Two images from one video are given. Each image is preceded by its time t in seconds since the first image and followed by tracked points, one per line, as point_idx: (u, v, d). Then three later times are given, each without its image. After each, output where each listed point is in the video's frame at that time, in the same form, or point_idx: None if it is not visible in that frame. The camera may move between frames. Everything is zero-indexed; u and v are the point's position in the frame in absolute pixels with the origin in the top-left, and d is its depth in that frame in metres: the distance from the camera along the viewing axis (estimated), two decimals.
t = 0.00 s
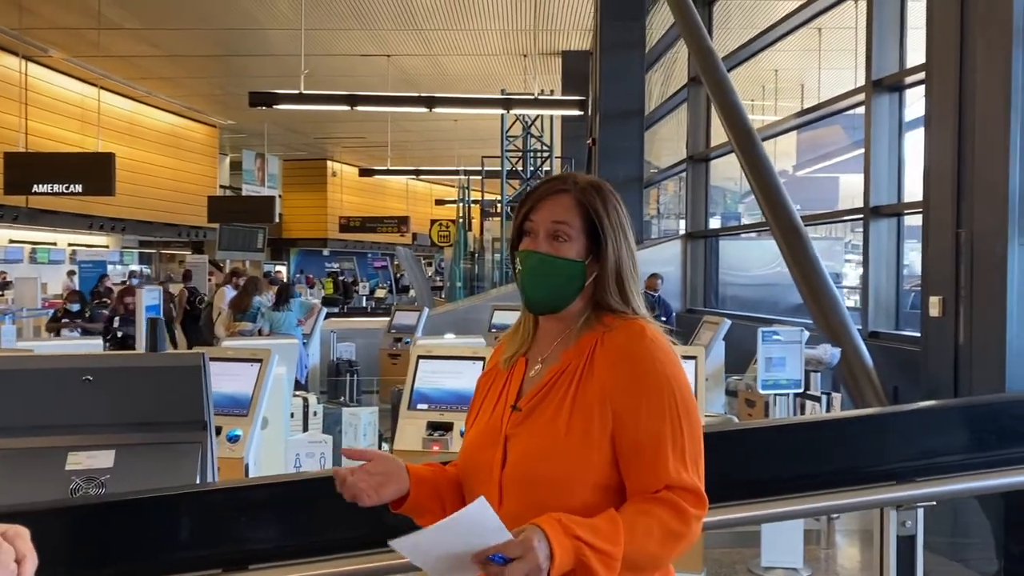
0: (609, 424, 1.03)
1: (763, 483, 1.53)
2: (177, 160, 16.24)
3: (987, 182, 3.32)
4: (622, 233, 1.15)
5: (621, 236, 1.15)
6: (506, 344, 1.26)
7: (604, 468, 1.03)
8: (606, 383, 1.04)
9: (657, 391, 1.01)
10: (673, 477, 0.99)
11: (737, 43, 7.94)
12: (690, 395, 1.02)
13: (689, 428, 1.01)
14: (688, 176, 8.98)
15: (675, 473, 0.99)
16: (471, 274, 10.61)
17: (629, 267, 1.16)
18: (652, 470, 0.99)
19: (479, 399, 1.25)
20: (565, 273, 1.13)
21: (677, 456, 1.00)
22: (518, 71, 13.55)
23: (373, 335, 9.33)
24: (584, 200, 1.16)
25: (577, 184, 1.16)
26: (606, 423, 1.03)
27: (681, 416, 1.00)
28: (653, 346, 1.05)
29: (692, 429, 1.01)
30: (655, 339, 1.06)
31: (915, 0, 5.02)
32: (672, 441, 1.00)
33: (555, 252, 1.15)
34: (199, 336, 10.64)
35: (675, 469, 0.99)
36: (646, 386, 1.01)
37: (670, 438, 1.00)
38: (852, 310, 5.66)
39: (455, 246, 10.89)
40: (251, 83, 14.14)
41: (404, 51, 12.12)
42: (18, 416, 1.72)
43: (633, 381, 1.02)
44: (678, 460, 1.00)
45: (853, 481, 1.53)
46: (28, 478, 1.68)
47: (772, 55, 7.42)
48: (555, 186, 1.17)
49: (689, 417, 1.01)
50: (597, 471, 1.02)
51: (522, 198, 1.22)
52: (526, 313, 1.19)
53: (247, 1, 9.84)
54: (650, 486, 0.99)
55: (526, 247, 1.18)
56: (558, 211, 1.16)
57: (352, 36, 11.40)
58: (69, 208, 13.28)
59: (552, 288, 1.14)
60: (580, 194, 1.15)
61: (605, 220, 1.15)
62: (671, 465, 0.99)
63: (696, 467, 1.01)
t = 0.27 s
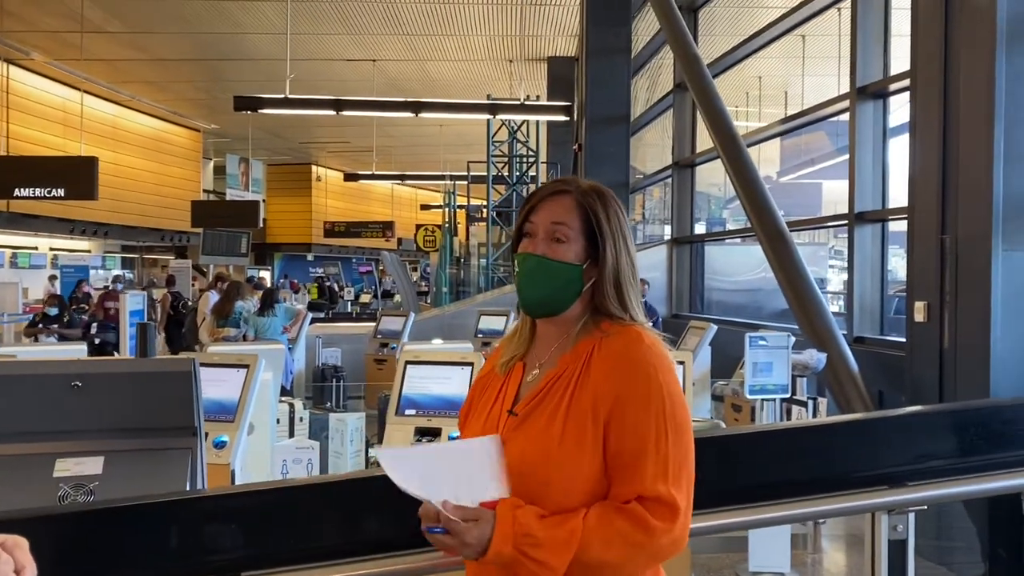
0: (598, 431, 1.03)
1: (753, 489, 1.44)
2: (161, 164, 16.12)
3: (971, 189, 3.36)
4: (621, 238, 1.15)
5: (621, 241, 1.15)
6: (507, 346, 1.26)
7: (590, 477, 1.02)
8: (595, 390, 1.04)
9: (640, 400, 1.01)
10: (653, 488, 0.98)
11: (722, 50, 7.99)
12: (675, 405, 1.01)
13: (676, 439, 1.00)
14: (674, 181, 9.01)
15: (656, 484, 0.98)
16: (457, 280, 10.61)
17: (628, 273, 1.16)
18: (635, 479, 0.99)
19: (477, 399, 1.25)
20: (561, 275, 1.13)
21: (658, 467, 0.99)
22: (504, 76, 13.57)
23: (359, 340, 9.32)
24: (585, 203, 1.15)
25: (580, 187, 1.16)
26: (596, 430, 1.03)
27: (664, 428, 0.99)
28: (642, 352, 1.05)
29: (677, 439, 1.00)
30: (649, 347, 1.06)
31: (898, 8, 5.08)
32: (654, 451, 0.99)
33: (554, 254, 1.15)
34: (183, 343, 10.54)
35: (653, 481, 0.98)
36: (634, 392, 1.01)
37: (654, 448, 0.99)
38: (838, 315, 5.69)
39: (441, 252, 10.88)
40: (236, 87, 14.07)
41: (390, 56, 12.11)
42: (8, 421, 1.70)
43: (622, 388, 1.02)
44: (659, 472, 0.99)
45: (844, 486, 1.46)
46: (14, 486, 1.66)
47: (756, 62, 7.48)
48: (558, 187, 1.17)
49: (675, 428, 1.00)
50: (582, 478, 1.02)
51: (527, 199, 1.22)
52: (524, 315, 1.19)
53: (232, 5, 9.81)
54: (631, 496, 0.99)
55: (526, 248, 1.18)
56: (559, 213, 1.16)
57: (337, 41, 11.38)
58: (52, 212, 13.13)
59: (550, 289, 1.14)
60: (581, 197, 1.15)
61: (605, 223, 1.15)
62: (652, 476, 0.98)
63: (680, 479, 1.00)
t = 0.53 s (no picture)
0: (591, 441, 1.02)
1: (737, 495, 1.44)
2: (147, 169, 16.03)
3: (956, 197, 3.38)
4: (615, 246, 1.15)
5: (615, 249, 1.15)
6: (497, 354, 1.25)
7: (583, 486, 1.01)
8: (590, 398, 1.03)
9: (635, 409, 1.00)
10: (647, 498, 0.97)
11: (710, 57, 8.02)
12: (670, 414, 1.00)
13: (669, 448, 0.99)
14: (662, 188, 9.03)
15: (648, 494, 0.97)
16: (445, 285, 10.58)
17: (622, 281, 1.15)
18: (628, 489, 0.98)
19: (467, 408, 1.24)
20: (554, 283, 1.12)
21: (652, 476, 0.98)
22: (492, 83, 13.58)
23: (346, 346, 9.31)
24: (579, 211, 1.15)
25: (573, 195, 1.16)
26: (590, 437, 1.01)
27: (659, 437, 0.98)
28: (636, 360, 1.04)
29: (671, 449, 0.99)
30: (643, 355, 1.05)
31: (884, 17, 5.11)
32: (648, 461, 0.98)
33: (547, 261, 1.14)
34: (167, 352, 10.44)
35: (647, 491, 0.97)
36: (628, 401, 1.00)
37: (647, 457, 0.98)
38: (825, 321, 5.71)
39: (429, 257, 10.85)
40: (223, 92, 14.02)
41: (378, 61, 12.10)
42: None
43: (615, 396, 1.01)
44: (653, 481, 0.98)
45: (832, 494, 1.45)
46: None
47: (743, 70, 7.52)
48: (552, 195, 1.16)
49: (669, 438, 0.99)
50: (575, 487, 1.01)
51: (520, 205, 1.21)
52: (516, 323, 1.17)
53: (220, 10, 9.77)
54: (624, 504, 0.98)
55: (519, 255, 1.17)
56: (552, 220, 1.15)
57: (326, 46, 11.36)
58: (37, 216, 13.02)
59: (544, 297, 1.13)
60: (575, 204, 1.15)
61: (598, 231, 1.14)
62: (646, 486, 0.97)
63: (672, 490, 0.99)
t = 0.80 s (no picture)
0: (577, 456, 1.00)
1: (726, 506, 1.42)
2: (136, 175, 15.95)
3: (945, 205, 3.39)
4: (601, 255, 1.13)
5: (602, 257, 1.13)
6: (484, 365, 1.24)
7: (569, 501, 0.99)
8: (576, 412, 1.01)
9: (622, 424, 0.98)
10: (634, 514, 0.95)
11: (699, 65, 8.05)
12: (657, 430, 0.99)
13: (657, 462, 0.98)
14: (652, 195, 9.05)
15: (636, 510, 0.96)
16: (435, 292, 10.56)
17: (609, 290, 1.14)
18: (616, 505, 0.96)
19: (453, 419, 1.22)
20: (539, 292, 1.10)
21: (639, 493, 0.96)
22: (483, 89, 13.60)
23: (336, 353, 9.28)
24: (565, 220, 1.13)
25: (559, 204, 1.14)
26: (576, 451, 1.00)
27: (646, 452, 0.97)
28: (623, 373, 1.02)
29: (658, 462, 0.97)
30: (630, 367, 1.04)
31: (872, 27, 5.15)
32: (637, 476, 0.96)
33: (532, 270, 1.13)
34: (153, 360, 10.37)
35: (635, 507, 0.96)
36: (615, 416, 0.99)
37: (634, 472, 0.97)
38: (815, 329, 5.73)
39: (419, 264, 10.83)
40: (213, 97, 13.98)
41: (369, 68, 12.09)
42: None
43: (603, 410, 1.00)
44: (640, 497, 0.96)
45: (822, 505, 1.44)
46: None
47: (733, 78, 7.55)
48: (537, 204, 1.15)
49: (657, 453, 0.98)
50: (562, 503, 0.99)
51: (505, 212, 1.19)
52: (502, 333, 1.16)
53: (211, 16, 9.74)
54: (611, 520, 0.96)
55: (504, 264, 1.16)
56: (537, 228, 1.14)
57: (316, 53, 11.35)
58: (25, 222, 12.92)
59: (530, 307, 1.11)
60: (560, 213, 1.14)
61: (585, 239, 1.13)
62: (633, 502, 0.96)
63: (660, 506, 0.97)
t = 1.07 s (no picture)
0: (566, 464, 0.98)
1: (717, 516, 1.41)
2: (126, 181, 15.86)
3: (935, 212, 3.39)
4: (590, 259, 1.12)
5: (590, 261, 1.12)
6: (472, 371, 1.22)
7: (557, 511, 0.97)
8: (565, 419, 1.00)
9: (611, 431, 0.96)
10: (626, 524, 0.93)
11: (691, 72, 8.07)
12: (647, 438, 0.97)
13: (647, 470, 0.96)
14: (643, 202, 9.06)
15: (627, 520, 0.93)
16: (427, 298, 10.53)
17: (597, 295, 1.12)
18: (606, 515, 0.94)
19: (440, 426, 1.20)
20: (525, 297, 1.09)
21: (630, 502, 0.94)
22: (475, 95, 13.60)
23: (326, 360, 9.25)
24: (551, 224, 1.12)
25: (546, 208, 1.13)
26: (565, 460, 0.98)
27: (636, 460, 0.95)
28: (612, 380, 1.00)
29: (648, 470, 0.95)
30: (620, 374, 1.02)
31: (862, 35, 5.17)
32: (627, 484, 0.94)
33: (519, 275, 1.11)
34: (141, 367, 10.25)
35: (626, 517, 0.94)
36: (605, 423, 0.97)
37: (625, 481, 0.94)
38: (806, 335, 5.74)
39: (411, 270, 10.80)
40: (204, 103, 13.94)
41: (361, 74, 12.08)
42: None
43: (592, 418, 0.98)
44: (631, 506, 0.94)
45: (812, 514, 1.43)
46: None
47: (724, 85, 7.57)
48: (523, 209, 1.13)
49: (646, 462, 0.95)
50: (550, 514, 0.97)
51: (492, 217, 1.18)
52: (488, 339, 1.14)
53: (202, 21, 9.71)
54: (602, 529, 0.94)
55: (491, 270, 1.15)
56: (523, 233, 1.13)
57: (308, 59, 11.33)
58: (14, 228, 12.83)
59: (517, 313, 1.10)
60: (548, 217, 1.12)
61: (571, 243, 1.11)
62: (624, 511, 0.93)
63: (651, 514, 0.95)
